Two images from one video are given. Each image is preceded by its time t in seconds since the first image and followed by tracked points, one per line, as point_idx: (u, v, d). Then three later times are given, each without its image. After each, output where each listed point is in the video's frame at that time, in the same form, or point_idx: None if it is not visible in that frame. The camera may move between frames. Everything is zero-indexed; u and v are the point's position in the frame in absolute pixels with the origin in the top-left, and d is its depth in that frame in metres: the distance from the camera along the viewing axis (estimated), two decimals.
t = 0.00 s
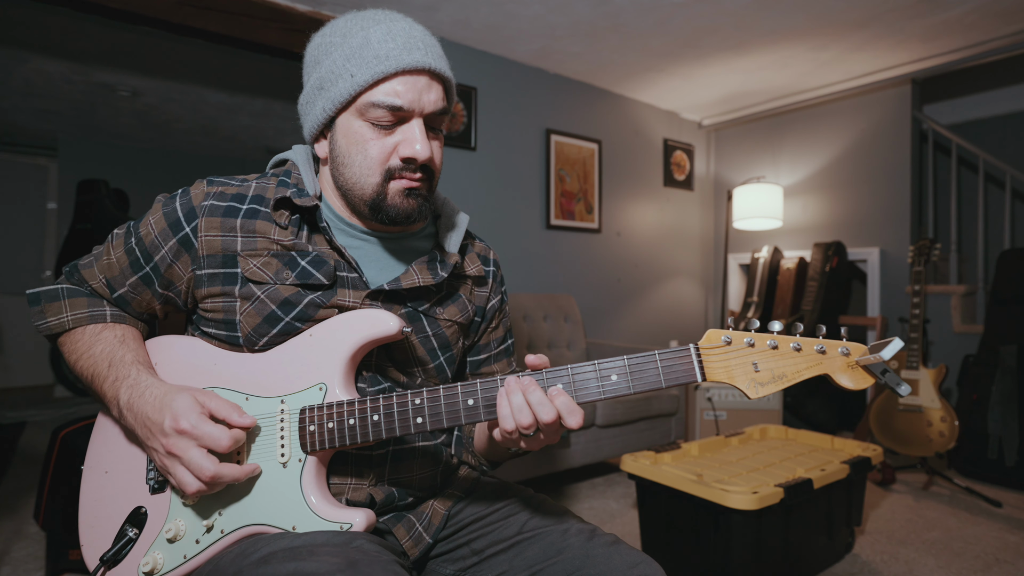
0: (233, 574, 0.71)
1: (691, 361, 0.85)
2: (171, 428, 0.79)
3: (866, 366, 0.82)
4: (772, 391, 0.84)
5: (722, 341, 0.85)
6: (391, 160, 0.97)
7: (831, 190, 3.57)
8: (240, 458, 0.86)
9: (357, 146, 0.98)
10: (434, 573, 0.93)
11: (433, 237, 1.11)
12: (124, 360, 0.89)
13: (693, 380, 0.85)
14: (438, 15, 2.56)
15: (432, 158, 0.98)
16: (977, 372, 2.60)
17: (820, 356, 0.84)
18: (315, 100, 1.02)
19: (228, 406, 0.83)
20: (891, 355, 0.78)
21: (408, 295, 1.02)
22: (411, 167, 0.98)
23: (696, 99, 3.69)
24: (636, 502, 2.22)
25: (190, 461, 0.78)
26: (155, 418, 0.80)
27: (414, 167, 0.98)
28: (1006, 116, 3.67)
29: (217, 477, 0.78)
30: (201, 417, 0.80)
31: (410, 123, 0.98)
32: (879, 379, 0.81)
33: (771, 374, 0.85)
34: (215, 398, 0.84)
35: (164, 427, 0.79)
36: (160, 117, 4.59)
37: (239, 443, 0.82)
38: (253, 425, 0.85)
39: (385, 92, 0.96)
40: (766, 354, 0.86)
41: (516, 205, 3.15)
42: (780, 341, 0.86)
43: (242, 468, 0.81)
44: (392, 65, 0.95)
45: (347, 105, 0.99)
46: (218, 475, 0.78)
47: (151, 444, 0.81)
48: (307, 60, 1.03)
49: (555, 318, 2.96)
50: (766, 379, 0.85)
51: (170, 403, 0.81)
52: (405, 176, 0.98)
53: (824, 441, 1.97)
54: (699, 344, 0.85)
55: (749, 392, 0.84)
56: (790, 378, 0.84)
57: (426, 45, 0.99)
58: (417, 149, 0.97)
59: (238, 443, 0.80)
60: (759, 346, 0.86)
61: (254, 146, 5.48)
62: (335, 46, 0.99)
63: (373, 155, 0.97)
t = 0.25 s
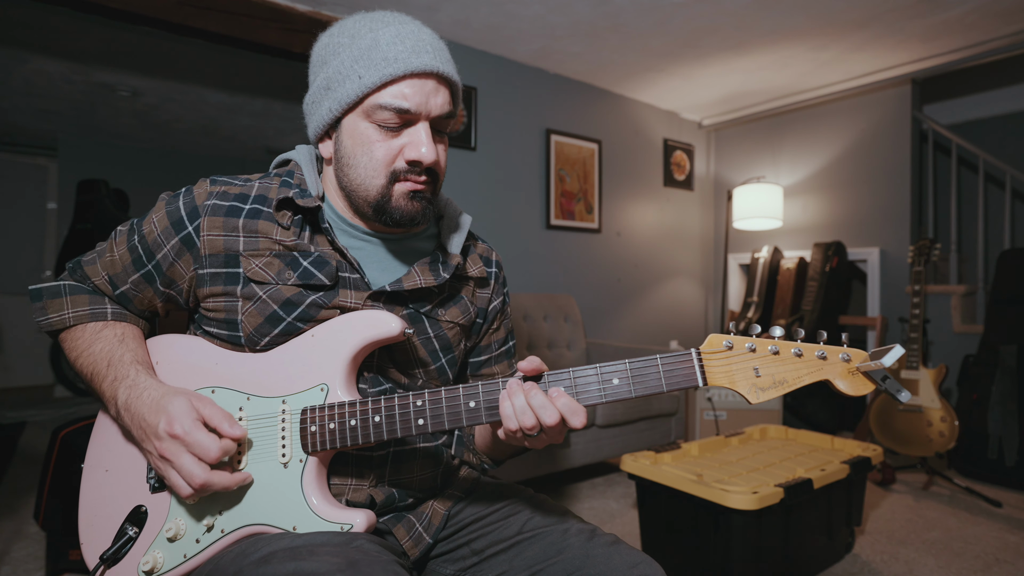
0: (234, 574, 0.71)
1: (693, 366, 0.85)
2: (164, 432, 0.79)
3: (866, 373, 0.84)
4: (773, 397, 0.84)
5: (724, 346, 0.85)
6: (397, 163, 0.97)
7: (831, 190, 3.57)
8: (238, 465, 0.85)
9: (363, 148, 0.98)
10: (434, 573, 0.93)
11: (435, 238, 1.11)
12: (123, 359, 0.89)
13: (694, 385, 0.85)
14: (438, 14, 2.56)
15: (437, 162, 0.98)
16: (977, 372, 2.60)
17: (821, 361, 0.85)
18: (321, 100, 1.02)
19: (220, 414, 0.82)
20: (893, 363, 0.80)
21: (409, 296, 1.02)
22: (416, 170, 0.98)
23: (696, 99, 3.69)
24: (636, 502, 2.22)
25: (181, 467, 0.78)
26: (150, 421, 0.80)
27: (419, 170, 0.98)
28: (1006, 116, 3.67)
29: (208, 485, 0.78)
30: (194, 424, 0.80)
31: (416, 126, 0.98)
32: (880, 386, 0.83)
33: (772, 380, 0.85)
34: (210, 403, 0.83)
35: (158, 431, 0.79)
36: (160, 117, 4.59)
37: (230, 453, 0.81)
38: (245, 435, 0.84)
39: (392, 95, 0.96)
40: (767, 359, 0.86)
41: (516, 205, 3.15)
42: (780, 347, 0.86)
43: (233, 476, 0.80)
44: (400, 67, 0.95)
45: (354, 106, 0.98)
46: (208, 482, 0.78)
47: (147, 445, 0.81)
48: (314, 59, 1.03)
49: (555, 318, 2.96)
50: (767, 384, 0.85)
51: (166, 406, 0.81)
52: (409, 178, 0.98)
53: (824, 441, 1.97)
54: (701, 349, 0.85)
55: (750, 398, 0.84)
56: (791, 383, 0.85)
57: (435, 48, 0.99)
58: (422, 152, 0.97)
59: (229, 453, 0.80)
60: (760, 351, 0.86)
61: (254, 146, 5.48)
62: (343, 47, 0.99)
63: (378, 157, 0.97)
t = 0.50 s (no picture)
0: (235, 574, 0.71)
1: (694, 368, 0.85)
2: (161, 435, 0.79)
3: (864, 377, 0.85)
4: (773, 399, 0.84)
5: (725, 349, 0.85)
6: (399, 161, 0.97)
7: (831, 190, 3.57)
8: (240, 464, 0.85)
9: (366, 145, 0.98)
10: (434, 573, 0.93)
11: (437, 240, 1.11)
12: (122, 360, 0.89)
13: (695, 388, 0.84)
14: (438, 14, 2.56)
15: (440, 160, 0.98)
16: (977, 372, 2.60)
17: (820, 364, 0.85)
18: (324, 99, 1.02)
19: (215, 417, 0.82)
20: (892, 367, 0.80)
21: (411, 296, 1.02)
22: (419, 168, 0.98)
23: (696, 99, 3.69)
24: (636, 502, 2.22)
25: (177, 470, 0.78)
26: (147, 423, 0.80)
27: (422, 167, 0.98)
28: (1006, 116, 3.67)
29: (203, 489, 0.78)
30: (190, 426, 0.79)
31: (419, 124, 0.98)
32: (879, 390, 0.84)
33: (772, 383, 0.85)
34: (207, 406, 0.83)
35: (155, 434, 0.79)
36: (160, 117, 4.59)
37: (226, 456, 0.81)
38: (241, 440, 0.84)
39: (395, 93, 0.96)
40: (768, 362, 0.86)
41: (516, 205, 3.15)
42: (781, 350, 0.86)
43: (228, 481, 0.80)
44: (403, 65, 0.95)
45: (357, 104, 0.99)
46: (203, 487, 0.78)
47: (145, 447, 0.81)
48: (318, 58, 1.04)
49: (555, 318, 2.96)
50: (767, 387, 0.85)
51: (163, 408, 0.81)
52: (412, 176, 0.98)
53: (823, 441, 1.97)
54: (702, 352, 0.85)
55: (751, 401, 0.84)
56: (790, 387, 0.85)
57: (437, 47, 0.99)
58: (425, 150, 0.97)
59: (224, 457, 0.80)
60: (760, 354, 0.86)
61: (254, 146, 5.48)
62: (347, 46, 0.99)
63: (382, 154, 0.97)
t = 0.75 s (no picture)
0: (236, 573, 0.71)
1: (698, 374, 0.85)
2: (163, 444, 0.79)
3: (868, 385, 0.85)
4: (776, 406, 0.84)
5: (730, 354, 0.85)
6: (400, 148, 0.98)
7: (831, 190, 3.57)
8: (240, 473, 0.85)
9: (366, 135, 0.99)
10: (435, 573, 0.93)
11: (440, 239, 1.11)
12: (122, 365, 0.89)
13: (698, 394, 0.85)
14: (438, 15, 2.56)
15: (440, 146, 0.99)
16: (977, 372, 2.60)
17: (825, 371, 0.86)
18: (326, 93, 1.03)
19: (219, 428, 0.82)
20: (897, 375, 0.81)
21: (413, 296, 1.01)
22: (420, 154, 0.98)
23: (696, 99, 3.69)
24: (636, 502, 2.22)
25: (179, 480, 0.78)
26: (150, 431, 0.80)
27: (422, 153, 0.98)
28: (1006, 116, 3.67)
29: (206, 499, 0.78)
30: (193, 436, 0.80)
31: (418, 111, 0.99)
32: (883, 397, 0.84)
33: (776, 390, 0.86)
34: (210, 416, 0.84)
35: (158, 442, 0.79)
36: (160, 117, 4.59)
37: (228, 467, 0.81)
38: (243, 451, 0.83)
39: (393, 80, 0.97)
40: (773, 369, 0.86)
41: (517, 205, 3.15)
42: (786, 357, 0.86)
43: (232, 490, 0.80)
44: (401, 52, 0.97)
45: (357, 95, 1.00)
46: (206, 497, 0.78)
47: (146, 455, 0.81)
48: (319, 57, 1.05)
49: (555, 318, 2.96)
50: (771, 394, 0.85)
51: (166, 417, 0.81)
52: (413, 163, 0.98)
53: (823, 441, 1.97)
54: (706, 357, 0.85)
55: (755, 407, 0.84)
56: (794, 393, 0.85)
57: (434, 37, 1.01)
58: (425, 135, 0.97)
59: (227, 468, 0.80)
60: (765, 361, 0.86)
61: (254, 146, 5.48)
62: (346, 39, 1.01)
63: (382, 142, 0.98)
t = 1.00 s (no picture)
0: (236, 573, 0.71)
1: (697, 373, 0.84)
2: (168, 436, 0.79)
3: (869, 384, 0.84)
4: (776, 406, 0.84)
5: (729, 354, 0.85)
6: (405, 145, 0.98)
7: (831, 190, 3.57)
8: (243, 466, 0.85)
9: (372, 133, 0.99)
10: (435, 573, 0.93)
11: (440, 238, 1.11)
12: (125, 362, 0.89)
13: (698, 393, 0.84)
14: (438, 14, 2.56)
15: (446, 144, 0.99)
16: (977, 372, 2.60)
17: (824, 371, 0.85)
18: (330, 92, 1.03)
19: (220, 417, 0.82)
20: (897, 374, 0.80)
21: (415, 294, 1.01)
22: (426, 152, 0.98)
23: (696, 99, 3.69)
24: (636, 502, 2.22)
25: (185, 470, 0.78)
26: (153, 424, 0.80)
27: (428, 151, 0.98)
28: (1006, 116, 3.67)
29: (213, 487, 0.78)
30: (196, 426, 0.80)
31: (424, 110, 1.00)
32: (883, 397, 0.83)
33: (776, 389, 0.85)
34: (210, 406, 0.84)
35: (161, 434, 0.79)
36: (160, 117, 4.59)
37: (232, 455, 0.81)
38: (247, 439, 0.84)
39: (399, 79, 0.98)
40: (772, 368, 0.86)
41: (517, 205, 3.15)
42: (785, 356, 0.86)
43: (238, 478, 0.80)
44: (407, 52, 0.98)
45: (363, 94, 1.00)
46: (213, 484, 0.77)
47: (151, 449, 0.81)
48: (323, 57, 1.05)
49: (555, 318, 2.96)
50: (771, 393, 0.85)
51: (169, 409, 0.81)
52: (419, 160, 0.98)
53: (824, 441, 1.97)
54: (706, 356, 0.84)
55: (754, 406, 0.84)
56: (794, 393, 0.85)
57: (438, 38, 1.02)
58: (431, 133, 0.98)
59: (231, 455, 0.80)
60: (764, 360, 0.86)
61: (254, 146, 5.48)
62: (351, 39, 1.01)
63: (388, 140, 0.98)
